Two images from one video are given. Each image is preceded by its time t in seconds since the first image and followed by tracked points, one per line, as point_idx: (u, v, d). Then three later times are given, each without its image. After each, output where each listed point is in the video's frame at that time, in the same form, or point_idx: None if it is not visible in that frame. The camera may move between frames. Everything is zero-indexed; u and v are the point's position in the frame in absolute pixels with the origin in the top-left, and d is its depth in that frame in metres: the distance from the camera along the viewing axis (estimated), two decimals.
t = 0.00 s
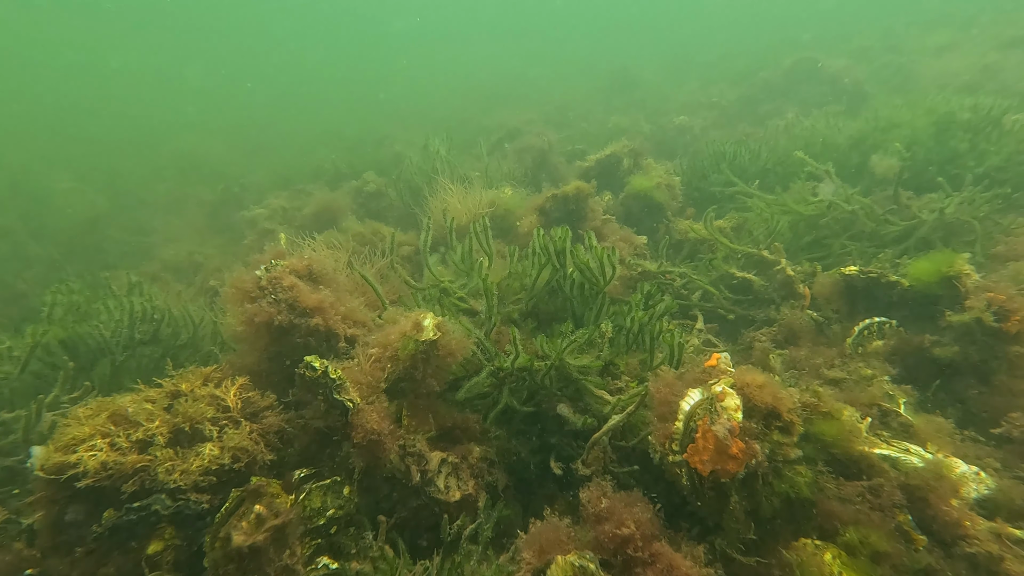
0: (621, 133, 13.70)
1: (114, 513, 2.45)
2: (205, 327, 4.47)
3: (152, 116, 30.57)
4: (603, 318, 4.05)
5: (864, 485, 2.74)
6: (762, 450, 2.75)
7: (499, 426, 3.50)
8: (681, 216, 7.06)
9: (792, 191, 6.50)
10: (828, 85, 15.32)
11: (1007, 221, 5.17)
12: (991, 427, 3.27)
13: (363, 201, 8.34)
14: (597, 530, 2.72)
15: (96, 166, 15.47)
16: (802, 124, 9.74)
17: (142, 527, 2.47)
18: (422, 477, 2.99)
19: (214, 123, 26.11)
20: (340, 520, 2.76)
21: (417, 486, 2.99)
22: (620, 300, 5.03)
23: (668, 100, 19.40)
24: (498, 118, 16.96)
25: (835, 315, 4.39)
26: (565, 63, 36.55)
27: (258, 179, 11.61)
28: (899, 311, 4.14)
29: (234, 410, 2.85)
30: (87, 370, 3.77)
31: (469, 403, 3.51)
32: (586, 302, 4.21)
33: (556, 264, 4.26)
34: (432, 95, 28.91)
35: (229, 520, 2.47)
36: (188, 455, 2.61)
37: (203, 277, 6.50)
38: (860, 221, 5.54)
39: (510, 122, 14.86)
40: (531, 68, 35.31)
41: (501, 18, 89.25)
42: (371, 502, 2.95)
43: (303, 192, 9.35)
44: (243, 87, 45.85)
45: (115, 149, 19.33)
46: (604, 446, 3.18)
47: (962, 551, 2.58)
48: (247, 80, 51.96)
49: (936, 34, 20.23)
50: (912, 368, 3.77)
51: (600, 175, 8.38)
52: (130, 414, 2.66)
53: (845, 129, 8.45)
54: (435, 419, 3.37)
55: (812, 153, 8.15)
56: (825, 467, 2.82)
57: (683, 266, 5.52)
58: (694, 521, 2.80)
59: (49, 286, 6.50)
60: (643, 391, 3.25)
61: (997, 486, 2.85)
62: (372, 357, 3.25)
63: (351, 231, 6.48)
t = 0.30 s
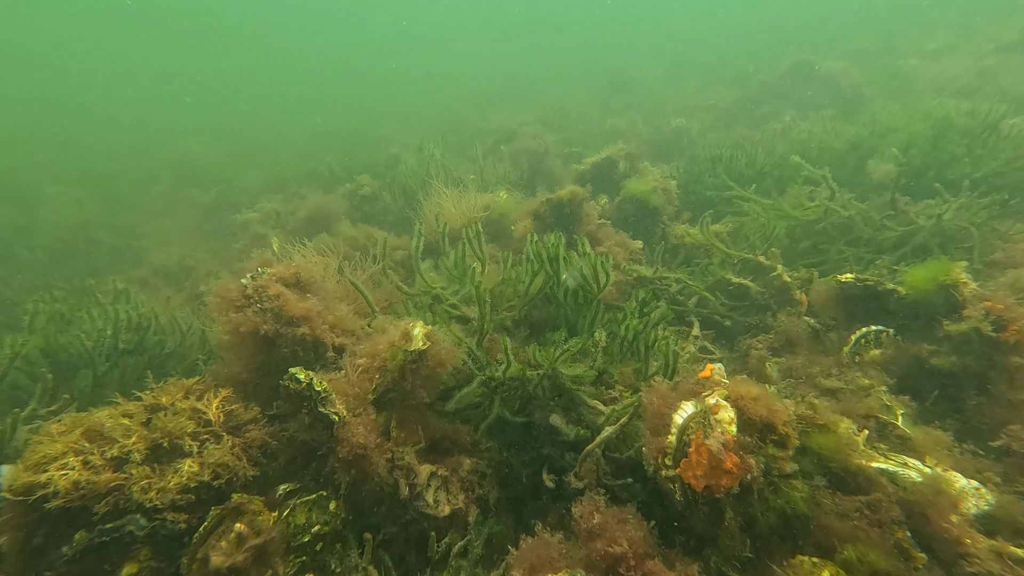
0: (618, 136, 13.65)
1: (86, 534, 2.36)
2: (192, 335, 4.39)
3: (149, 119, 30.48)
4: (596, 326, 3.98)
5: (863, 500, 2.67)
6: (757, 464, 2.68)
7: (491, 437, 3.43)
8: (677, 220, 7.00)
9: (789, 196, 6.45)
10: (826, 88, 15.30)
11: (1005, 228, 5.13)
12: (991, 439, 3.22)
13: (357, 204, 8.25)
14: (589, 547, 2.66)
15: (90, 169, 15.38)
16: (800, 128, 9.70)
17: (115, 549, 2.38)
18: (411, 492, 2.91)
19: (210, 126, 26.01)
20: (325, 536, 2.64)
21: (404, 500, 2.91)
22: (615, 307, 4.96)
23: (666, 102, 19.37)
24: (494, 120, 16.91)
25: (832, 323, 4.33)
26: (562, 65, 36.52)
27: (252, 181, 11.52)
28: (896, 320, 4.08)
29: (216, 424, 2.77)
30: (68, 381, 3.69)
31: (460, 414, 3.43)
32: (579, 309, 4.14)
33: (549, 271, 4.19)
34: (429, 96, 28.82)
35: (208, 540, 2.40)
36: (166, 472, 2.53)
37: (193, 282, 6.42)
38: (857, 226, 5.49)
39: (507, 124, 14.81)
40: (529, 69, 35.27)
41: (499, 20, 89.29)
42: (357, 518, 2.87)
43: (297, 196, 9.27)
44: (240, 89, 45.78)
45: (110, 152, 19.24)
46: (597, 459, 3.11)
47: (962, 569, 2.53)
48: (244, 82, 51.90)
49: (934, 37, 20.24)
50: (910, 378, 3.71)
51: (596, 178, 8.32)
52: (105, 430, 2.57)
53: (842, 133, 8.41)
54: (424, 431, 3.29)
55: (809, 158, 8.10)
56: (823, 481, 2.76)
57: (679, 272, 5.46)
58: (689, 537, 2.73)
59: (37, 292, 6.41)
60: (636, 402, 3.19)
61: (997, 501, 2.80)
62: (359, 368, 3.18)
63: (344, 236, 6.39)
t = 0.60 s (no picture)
0: (615, 136, 13.59)
1: (58, 553, 2.29)
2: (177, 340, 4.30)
3: (144, 119, 30.29)
4: (591, 333, 3.91)
5: (862, 514, 2.60)
6: (754, 477, 2.61)
7: (482, 448, 3.35)
8: (673, 222, 6.94)
9: (787, 198, 6.40)
10: (824, 88, 15.24)
11: (1004, 231, 5.08)
12: (991, 450, 3.17)
13: (352, 206, 8.17)
14: (581, 563, 2.62)
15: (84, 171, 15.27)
16: (798, 129, 9.65)
17: (89, 567, 2.34)
18: (399, 505, 2.83)
19: (207, 126, 25.89)
20: (311, 552, 2.56)
21: (393, 514, 2.83)
22: (610, 312, 4.90)
23: (663, 102, 19.32)
24: (492, 120, 16.84)
25: (829, 329, 4.25)
26: (560, 65, 36.47)
27: (246, 182, 11.42)
28: (894, 326, 4.01)
29: (197, 437, 2.69)
30: (48, 390, 3.60)
31: (451, 424, 3.36)
32: (574, 314, 4.07)
33: (543, 276, 4.12)
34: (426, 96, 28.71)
35: (188, 556, 2.36)
36: (144, 488, 2.45)
37: (184, 285, 6.33)
38: (856, 229, 5.43)
39: (504, 124, 14.73)
40: (526, 69, 35.18)
41: (497, 19, 89.21)
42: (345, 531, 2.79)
43: (292, 197, 9.19)
44: (238, 89, 45.63)
45: (104, 153, 19.11)
46: (590, 471, 3.04)
47: None
48: (242, 82, 51.72)
49: (932, 38, 20.21)
50: (909, 386, 3.65)
51: (592, 180, 8.25)
52: (80, 444, 2.49)
53: (840, 134, 8.36)
54: (414, 442, 3.21)
55: (807, 159, 8.05)
56: (821, 494, 2.69)
57: (675, 276, 5.40)
58: (685, 553, 2.67)
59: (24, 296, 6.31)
60: (630, 412, 3.12)
61: (998, 514, 2.74)
62: (347, 377, 3.10)
63: (337, 239, 6.31)
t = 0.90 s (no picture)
0: (613, 135, 13.49)
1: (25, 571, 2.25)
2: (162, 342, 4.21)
3: (139, 116, 30.02)
4: (586, 337, 3.83)
5: (862, 527, 2.53)
6: (751, 489, 2.54)
7: (473, 457, 3.27)
8: (671, 223, 6.87)
9: (785, 199, 6.32)
10: (824, 85, 15.13)
11: (1006, 232, 5.01)
12: (993, 459, 3.10)
13: (346, 205, 8.08)
14: None
15: (76, 168, 15.10)
16: (797, 128, 9.57)
17: None
18: (387, 516, 2.75)
19: (202, 123, 25.68)
20: (295, 566, 2.48)
21: (381, 526, 2.75)
22: (607, 315, 4.83)
23: (662, 100, 19.20)
24: (489, 117, 16.72)
25: (829, 334, 4.20)
26: (558, 62, 36.30)
27: (240, 180, 11.30)
28: (895, 330, 3.95)
29: (177, 448, 2.59)
30: (26, 395, 3.50)
31: (441, 433, 3.28)
32: (569, 318, 3.98)
33: (538, 279, 4.03)
34: (423, 93, 28.51)
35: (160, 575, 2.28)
36: (118, 502, 2.37)
37: (173, 286, 6.24)
38: (855, 230, 5.36)
39: (500, 122, 14.62)
40: (524, 67, 34.99)
41: (495, 17, 88.88)
42: (331, 544, 2.70)
43: (285, 196, 9.09)
44: (234, 86, 45.33)
45: (97, 150, 18.92)
46: (583, 481, 2.97)
47: None
48: (238, 79, 51.38)
49: (931, 35, 20.12)
50: (909, 392, 3.59)
51: (590, 179, 8.16)
52: (51, 456, 2.42)
53: (840, 133, 8.28)
54: (403, 451, 3.13)
55: (806, 159, 7.97)
56: (819, 506, 2.62)
57: (672, 278, 5.34)
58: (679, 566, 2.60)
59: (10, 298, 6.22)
60: (625, 420, 3.04)
61: (1001, 527, 2.67)
62: (334, 384, 3.01)
63: (329, 240, 6.21)
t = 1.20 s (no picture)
0: (611, 132, 13.38)
1: None
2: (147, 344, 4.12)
3: (134, 111, 29.75)
4: (581, 340, 3.75)
5: (863, 538, 2.45)
6: (748, 500, 2.46)
7: (464, 465, 3.18)
8: (668, 221, 6.78)
9: (784, 198, 6.24)
10: (824, 81, 15.00)
11: (1008, 231, 4.93)
12: (997, 466, 3.03)
13: (340, 203, 7.97)
14: None
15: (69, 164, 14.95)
16: (796, 125, 9.47)
17: None
18: (375, 527, 2.66)
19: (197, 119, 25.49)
20: None
21: (367, 537, 2.66)
22: (603, 316, 4.74)
23: (660, 96, 19.06)
24: (486, 113, 16.57)
25: (828, 337, 4.12)
26: (556, 57, 36.02)
27: (233, 177, 11.18)
28: (895, 333, 3.88)
29: (153, 458, 2.50)
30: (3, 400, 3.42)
31: (431, 439, 3.19)
32: (564, 321, 3.89)
33: (532, 281, 3.93)
34: (420, 89, 28.30)
35: None
36: (88, 517, 2.28)
37: (162, 285, 6.14)
38: (855, 230, 5.28)
39: (498, 119, 14.50)
40: (522, 62, 34.74)
41: (493, 11, 88.34)
42: (316, 556, 2.63)
43: (278, 193, 8.98)
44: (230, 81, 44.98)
45: (90, 145, 18.73)
46: (577, 490, 2.88)
47: None
48: (234, 73, 50.98)
49: (932, 30, 19.97)
50: (910, 397, 3.51)
51: (588, 177, 8.05)
52: (20, 470, 2.34)
53: (840, 130, 8.19)
54: (393, 459, 3.03)
55: (805, 157, 7.87)
56: (819, 517, 2.54)
57: (670, 279, 5.25)
58: None
59: None
60: (620, 427, 2.95)
61: (1006, 537, 2.59)
62: (320, 391, 2.92)
63: (321, 239, 6.11)
